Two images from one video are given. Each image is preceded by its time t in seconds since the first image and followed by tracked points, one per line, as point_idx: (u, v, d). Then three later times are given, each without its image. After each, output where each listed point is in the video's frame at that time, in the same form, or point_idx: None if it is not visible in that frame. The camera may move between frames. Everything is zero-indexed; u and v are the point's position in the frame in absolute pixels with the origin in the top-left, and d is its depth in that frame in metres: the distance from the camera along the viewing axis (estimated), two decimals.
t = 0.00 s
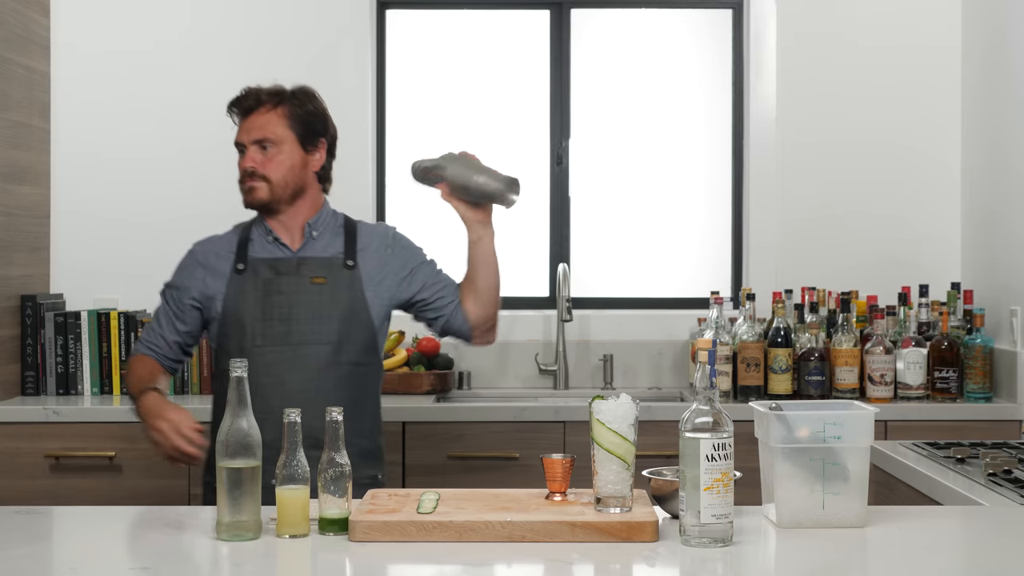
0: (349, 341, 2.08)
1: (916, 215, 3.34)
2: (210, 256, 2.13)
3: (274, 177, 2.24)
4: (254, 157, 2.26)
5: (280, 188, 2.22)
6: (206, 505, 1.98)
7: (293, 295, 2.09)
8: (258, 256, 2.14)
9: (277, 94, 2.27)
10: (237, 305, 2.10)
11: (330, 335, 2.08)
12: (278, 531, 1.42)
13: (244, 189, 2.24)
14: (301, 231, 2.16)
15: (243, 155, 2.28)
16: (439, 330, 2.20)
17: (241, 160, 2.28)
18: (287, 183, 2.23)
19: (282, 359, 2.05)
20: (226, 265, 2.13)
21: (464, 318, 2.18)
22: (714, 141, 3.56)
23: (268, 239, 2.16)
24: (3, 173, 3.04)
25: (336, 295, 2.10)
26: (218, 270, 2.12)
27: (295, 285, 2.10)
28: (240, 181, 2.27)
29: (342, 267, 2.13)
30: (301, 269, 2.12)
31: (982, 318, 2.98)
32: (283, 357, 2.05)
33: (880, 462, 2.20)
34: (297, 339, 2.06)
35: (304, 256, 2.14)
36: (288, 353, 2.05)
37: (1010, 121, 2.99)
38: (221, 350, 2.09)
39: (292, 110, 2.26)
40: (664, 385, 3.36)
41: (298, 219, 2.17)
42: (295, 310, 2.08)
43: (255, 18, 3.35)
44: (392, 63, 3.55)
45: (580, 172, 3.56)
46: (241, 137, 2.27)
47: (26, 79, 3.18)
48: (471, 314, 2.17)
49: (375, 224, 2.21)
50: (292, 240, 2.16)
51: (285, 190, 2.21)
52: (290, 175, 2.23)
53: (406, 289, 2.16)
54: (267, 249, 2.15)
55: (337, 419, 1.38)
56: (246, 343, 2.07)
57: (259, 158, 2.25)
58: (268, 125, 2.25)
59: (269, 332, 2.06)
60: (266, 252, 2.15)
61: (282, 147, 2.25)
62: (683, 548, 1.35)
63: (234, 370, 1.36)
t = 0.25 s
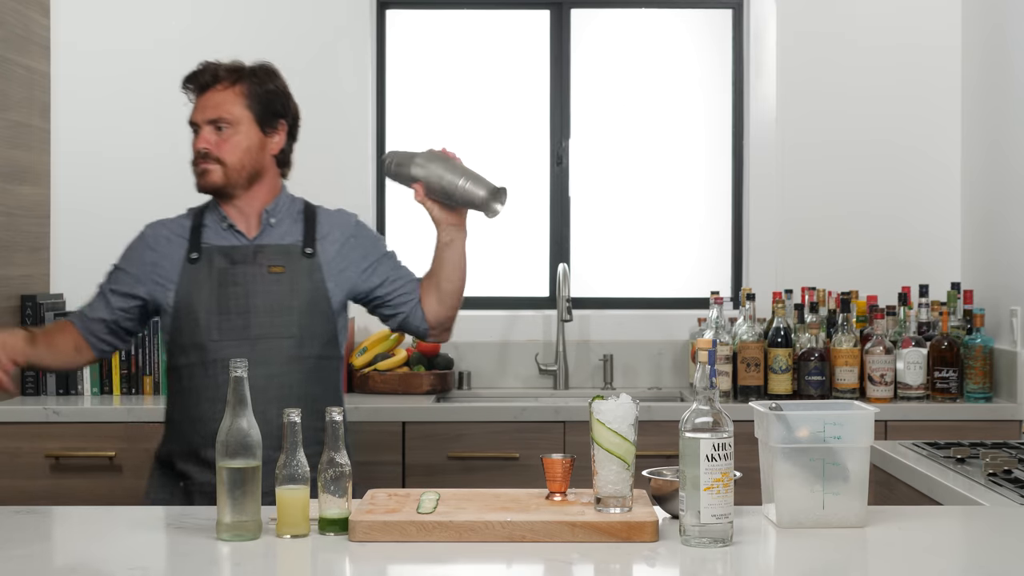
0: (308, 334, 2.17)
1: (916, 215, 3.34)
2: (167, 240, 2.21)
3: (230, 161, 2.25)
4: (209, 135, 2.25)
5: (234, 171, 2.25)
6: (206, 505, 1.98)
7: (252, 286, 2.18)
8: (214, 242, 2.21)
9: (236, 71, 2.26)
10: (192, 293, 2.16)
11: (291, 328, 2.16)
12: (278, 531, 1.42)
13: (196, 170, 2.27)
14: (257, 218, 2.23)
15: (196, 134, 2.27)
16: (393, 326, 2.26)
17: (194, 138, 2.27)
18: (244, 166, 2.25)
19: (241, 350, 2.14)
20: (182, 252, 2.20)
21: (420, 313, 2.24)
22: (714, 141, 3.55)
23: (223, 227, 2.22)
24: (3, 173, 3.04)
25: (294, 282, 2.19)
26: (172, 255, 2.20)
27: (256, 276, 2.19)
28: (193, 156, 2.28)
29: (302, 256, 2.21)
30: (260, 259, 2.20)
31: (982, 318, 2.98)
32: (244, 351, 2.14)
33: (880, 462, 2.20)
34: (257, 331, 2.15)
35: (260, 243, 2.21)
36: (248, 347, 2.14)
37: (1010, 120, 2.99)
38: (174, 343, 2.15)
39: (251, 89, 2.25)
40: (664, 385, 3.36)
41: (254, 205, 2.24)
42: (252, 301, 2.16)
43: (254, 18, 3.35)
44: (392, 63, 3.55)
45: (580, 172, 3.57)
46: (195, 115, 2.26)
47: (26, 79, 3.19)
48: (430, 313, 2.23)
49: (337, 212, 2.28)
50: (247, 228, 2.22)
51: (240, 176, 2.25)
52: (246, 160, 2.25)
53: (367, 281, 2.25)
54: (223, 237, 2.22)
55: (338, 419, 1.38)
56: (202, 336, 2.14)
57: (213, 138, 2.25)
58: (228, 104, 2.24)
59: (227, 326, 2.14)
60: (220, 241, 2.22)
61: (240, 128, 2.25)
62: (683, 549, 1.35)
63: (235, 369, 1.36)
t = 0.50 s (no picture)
0: (243, 345, 2.34)
1: (917, 215, 3.34)
2: (76, 251, 2.39)
3: (137, 167, 2.39)
4: (111, 142, 2.40)
5: (142, 178, 2.39)
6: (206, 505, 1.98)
7: (182, 298, 2.32)
8: (134, 255, 2.37)
9: (139, 73, 2.42)
10: (120, 310, 2.31)
11: (226, 339, 2.33)
12: (278, 531, 1.42)
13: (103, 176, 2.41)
14: (173, 227, 2.38)
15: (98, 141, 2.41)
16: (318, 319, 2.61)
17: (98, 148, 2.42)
18: (150, 173, 2.40)
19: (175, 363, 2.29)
20: (100, 266, 2.36)
21: (347, 307, 2.61)
22: (714, 141, 3.56)
23: (135, 237, 2.37)
24: (4, 173, 3.04)
25: (224, 289, 2.35)
26: (90, 271, 2.36)
27: (182, 286, 2.33)
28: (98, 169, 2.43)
29: (223, 260, 2.38)
30: (186, 268, 2.34)
31: (982, 318, 2.98)
32: (180, 369, 2.29)
33: (881, 462, 2.20)
34: (192, 344, 2.30)
35: (184, 252, 2.37)
36: (184, 362, 2.29)
37: (1009, 121, 2.99)
38: (102, 365, 2.28)
39: (156, 90, 2.40)
40: (664, 385, 3.35)
41: (158, 210, 2.38)
42: (184, 313, 2.31)
43: (254, 18, 3.35)
44: (392, 63, 3.55)
45: (580, 172, 3.57)
46: (99, 121, 2.39)
47: (26, 79, 3.10)
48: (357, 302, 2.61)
49: (248, 213, 2.54)
50: (161, 234, 2.37)
51: (149, 181, 2.39)
52: (156, 166, 2.39)
53: (289, 279, 2.54)
54: (136, 246, 2.37)
55: (337, 419, 1.38)
56: (134, 353, 2.28)
57: (116, 144, 2.40)
58: (129, 108, 2.39)
59: (159, 340, 2.29)
60: (139, 252, 2.37)
61: (142, 132, 2.38)
62: (683, 548, 1.35)
63: (235, 370, 1.36)
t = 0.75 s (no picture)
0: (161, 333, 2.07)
1: (916, 216, 3.34)
2: None
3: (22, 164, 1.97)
4: None
5: (32, 172, 1.98)
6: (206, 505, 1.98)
7: (91, 293, 1.99)
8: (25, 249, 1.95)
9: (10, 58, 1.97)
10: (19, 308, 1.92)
11: (139, 328, 2.03)
12: (278, 531, 1.42)
13: None
14: (68, 217, 2.00)
15: None
16: (225, 291, 2.28)
17: None
18: (40, 166, 1.99)
19: (97, 363, 1.99)
20: None
21: (251, 270, 2.30)
22: (713, 141, 3.55)
23: (26, 229, 1.95)
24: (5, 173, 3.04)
25: (131, 276, 2.04)
26: None
27: (88, 276, 1.99)
28: None
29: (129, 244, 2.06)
30: (93, 254, 2.00)
31: (982, 318, 2.98)
32: (98, 364, 1.98)
33: (881, 462, 2.20)
34: (106, 339, 1.99)
35: (81, 242, 2.00)
36: (100, 358, 1.99)
37: (1010, 121, 2.99)
38: (7, 369, 1.91)
39: (32, 76, 1.99)
40: (664, 385, 3.35)
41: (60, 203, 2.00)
42: (96, 307, 1.98)
43: (255, 18, 3.35)
44: (392, 63, 3.54)
45: (580, 172, 3.57)
46: None
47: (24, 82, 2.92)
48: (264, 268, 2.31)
49: (138, 190, 2.23)
50: (57, 228, 1.99)
51: (40, 175, 1.98)
52: (38, 155, 1.98)
53: (187, 254, 2.22)
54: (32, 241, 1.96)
55: (337, 420, 1.38)
56: (41, 355, 1.93)
57: None
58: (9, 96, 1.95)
59: (70, 337, 1.96)
60: (29, 244, 1.95)
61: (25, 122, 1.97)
62: (683, 548, 1.35)
63: (234, 370, 1.36)
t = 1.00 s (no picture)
0: (123, 325, 1.76)
1: (917, 216, 3.34)
2: None
3: None
4: None
5: None
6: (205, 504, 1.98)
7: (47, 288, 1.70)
8: None
9: None
10: None
11: (102, 324, 1.73)
12: (278, 530, 1.42)
13: None
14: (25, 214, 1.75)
15: None
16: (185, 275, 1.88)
17: None
18: None
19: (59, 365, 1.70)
20: None
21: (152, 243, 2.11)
22: (713, 141, 3.55)
23: None
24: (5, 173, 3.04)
25: (91, 269, 1.73)
26: None
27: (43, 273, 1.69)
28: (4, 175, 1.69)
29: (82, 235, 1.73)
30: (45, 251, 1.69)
31: (982, 318, 2.98)
32: (65, 365, 1.70)
33: (880, 462, 2.20)
34: (75, 340, 1.70)
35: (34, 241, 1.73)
36: (67, 359, 1.70)
37: (1010, 121, 2.99)
38: None
39: None
40: (664, 385, 3.35)
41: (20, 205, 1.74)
42: (58, 302, 1.70)
43: (255, 19, 3.35)
44: (392, 63, 3.55)
45: (580, 172, 3.57)
46: None
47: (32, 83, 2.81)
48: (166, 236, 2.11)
49: (87, 182, 1.85)
50: (14, 226, 1.74)
51: None
52: None
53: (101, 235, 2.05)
54: None
55: (337, 420, 1.38)
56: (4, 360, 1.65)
57: None
58: None
59: (34, 338, 1.68)
60: None
61: None
62: (683, 549, 1.35)
63: (234, 370, 1.36)
